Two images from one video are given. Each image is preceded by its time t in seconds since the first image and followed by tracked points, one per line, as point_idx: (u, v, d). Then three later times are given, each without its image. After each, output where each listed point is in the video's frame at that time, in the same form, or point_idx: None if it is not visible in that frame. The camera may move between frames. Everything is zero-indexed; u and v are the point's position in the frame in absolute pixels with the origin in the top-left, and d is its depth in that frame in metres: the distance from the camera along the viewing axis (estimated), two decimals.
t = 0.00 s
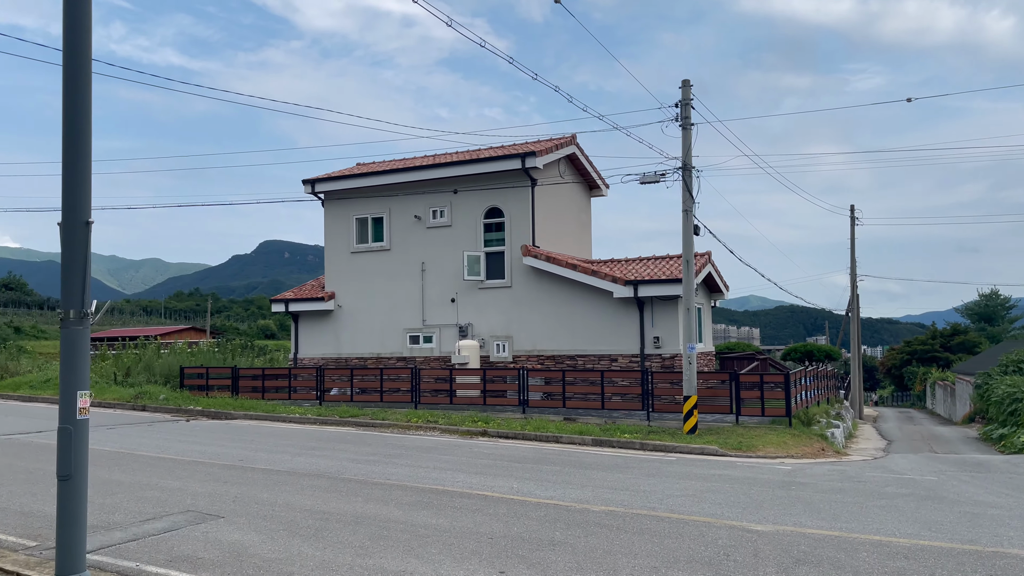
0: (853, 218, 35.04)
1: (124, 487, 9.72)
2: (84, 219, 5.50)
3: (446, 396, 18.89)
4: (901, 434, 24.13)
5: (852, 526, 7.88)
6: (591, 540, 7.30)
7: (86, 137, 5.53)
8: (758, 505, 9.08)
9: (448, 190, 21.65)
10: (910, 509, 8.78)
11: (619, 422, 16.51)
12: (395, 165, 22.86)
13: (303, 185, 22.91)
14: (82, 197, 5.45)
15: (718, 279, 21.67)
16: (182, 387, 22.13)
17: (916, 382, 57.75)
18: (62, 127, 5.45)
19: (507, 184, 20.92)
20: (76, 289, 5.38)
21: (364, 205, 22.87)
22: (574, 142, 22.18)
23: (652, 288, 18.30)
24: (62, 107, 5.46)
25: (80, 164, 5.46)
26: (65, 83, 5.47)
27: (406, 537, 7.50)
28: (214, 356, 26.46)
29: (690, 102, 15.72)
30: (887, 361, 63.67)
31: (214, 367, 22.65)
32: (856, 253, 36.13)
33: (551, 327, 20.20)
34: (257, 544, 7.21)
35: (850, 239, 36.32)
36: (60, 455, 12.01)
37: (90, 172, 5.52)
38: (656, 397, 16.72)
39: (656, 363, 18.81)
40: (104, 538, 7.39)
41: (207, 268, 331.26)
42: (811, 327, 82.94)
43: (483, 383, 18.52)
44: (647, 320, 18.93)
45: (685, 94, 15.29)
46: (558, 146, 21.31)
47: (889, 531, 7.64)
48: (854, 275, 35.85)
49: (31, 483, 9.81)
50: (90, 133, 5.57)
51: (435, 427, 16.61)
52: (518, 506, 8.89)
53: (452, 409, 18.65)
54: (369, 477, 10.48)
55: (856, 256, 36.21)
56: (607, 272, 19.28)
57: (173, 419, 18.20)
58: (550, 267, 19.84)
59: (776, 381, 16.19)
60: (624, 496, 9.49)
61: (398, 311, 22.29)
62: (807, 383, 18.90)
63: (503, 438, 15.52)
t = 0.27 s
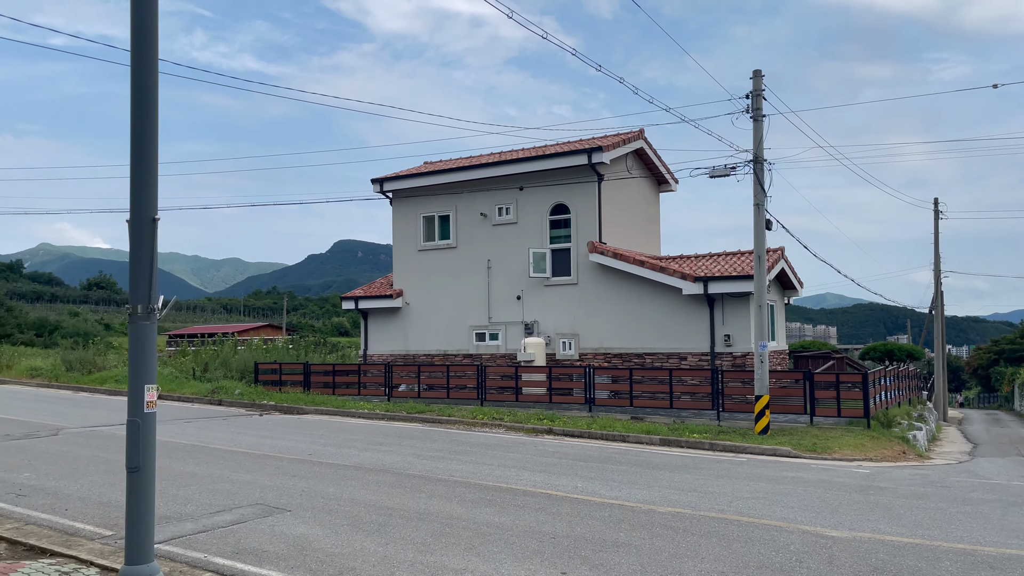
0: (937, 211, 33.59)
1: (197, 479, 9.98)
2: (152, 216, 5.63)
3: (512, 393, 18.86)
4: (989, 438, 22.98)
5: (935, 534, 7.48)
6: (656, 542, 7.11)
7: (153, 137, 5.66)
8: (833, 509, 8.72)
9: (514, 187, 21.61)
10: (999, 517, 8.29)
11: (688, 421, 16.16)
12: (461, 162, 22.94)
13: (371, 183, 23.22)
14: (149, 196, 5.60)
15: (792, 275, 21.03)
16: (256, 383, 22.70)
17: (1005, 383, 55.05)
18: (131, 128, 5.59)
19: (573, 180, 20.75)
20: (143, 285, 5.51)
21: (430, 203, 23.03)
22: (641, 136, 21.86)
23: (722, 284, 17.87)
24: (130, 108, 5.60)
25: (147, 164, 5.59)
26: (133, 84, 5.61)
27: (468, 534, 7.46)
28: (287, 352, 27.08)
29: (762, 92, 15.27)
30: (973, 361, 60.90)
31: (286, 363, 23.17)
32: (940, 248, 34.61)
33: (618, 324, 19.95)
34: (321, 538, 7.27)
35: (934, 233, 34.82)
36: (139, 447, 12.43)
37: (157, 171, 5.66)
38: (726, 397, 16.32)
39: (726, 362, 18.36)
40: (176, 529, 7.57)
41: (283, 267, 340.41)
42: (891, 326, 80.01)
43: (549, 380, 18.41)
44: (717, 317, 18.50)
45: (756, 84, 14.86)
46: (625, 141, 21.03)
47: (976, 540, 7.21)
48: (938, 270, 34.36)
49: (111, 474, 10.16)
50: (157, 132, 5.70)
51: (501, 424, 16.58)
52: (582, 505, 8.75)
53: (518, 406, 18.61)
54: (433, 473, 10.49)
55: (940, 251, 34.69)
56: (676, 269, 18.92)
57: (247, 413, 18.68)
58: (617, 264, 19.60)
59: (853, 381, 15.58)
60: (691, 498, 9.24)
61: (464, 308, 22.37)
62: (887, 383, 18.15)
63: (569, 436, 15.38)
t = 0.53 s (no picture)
0: (1017, 205, 32.08)
1: (257, 474, 10.13)
2: (207, 213, 5.70)
3: (570, 392, 18.71)
4: None
5: (1014, 544, 7.07)
6: (716, 548, 6.88)
7: (208, 134, 5.73)
8: (904, 516, 8.33)
9: (572, 184, 21.44)
10: None
11: (751, 423, 15.75)
12: (519, 160, 22.88)
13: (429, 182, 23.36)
14: (204, 192, 5.66)
15: (860, 273, 20.33)
16: (318, 380, 23.08)
17: None
18: (186, 127, 5.66)
19: (632, 176, 20.48)
20: (198, 281, 5.58)
21: (489, 201, 23.04)
22: (702, 131, 21.44)
23: (787, 282, 17.37)
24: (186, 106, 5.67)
25: (202, 161, 5.67)
26: (188, 83, 5.69)
27: (522, 535, 7.36)
28: (348, 350, 27.46)
29: (828, 83, 14.78)
30: None
31: (347, 360, 23.47)
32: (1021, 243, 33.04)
33: (679, 323, 19.60)
34: (375, 536, 7.28)
35: (1014, 228, 33.26)
36: (204, 442, 12.72)
37: (212, 167, 5.72)
38: (790, 397, 15.87)
39: (791, 362, 17.85)
40: (234, 524, 7.67)
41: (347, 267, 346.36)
42: (967, 325, 76.92)
43: (607, 379, 18.20)
44: (781, 316, 18.00)
45: (822, 75, 14.39)
46: (686, 136, 20.65)
47: None
48: (1018, 267, 32.81)
49: (175, 468, 10.41)
50: (212, 131, 5.77)
51: (558, 424, 16.45)
52: (639, 507, 8.57)
53: (576, 406, 18.46)
54: (488, 472, 10.43)
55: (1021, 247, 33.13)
56: (738, 266, 18.49)
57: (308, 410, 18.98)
58: (677, 261, 19.25)
59: (926, 382, 14.95)
60: (753, 501, 8.96)
61: (522, 307, 22.30)
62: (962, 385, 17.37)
63: (628, 437, 15.15)
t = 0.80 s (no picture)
0: None
1: (310, 471, 10.20)
2: (256, 208, 5.69)
3: (625, 392, 18.44)
4: None
5: None
6: (775, 553, 6.62)
7: (256, 130, 5.72)
8: (977, 523, 7.90)
9: (627, 181, 21.15)
10: None
11: (813, 425, 15.26)
12: (573, 157, 22.68)
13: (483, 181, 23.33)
14: (252, 188, 5.64)
15: (929, 270, 19.56)
16: (373, 378, 23.26)
17: None
18: (235, 123, 5.66)
19: (688, 172, 20.10)
20: (247, 277, 5.57)
21: (543, 199, 22.90)
22: (761, 125, 20.92)
23: (851, 280, 16.80)
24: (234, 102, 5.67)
25: (250, 157, 5.65)
26: (237, 80, 5.68)
27: (573, 536, 7.21)
28: (404, 349, 27.65)
29: (894, 73, 14.22)
30: None
31: (402, 359, 23.60)
32: None
33: (737, 322, 19.15)
34: (425, 535, 7.21)
35: None
36: (260, 439, 12.90)
37: (260, 163, 5.71)
38: (855, 398, 15.36)
39: (856, 362, 17.25)
40: (285, 520, 7.71)
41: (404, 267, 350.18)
42: None
43: (663, 379, 17.88)
44: (845, 315, 17.42)
45: (888, 64, 13.84)
46: (744, 130, 20.18)
47: None
48: None
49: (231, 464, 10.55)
50: (260, 123, 5.76)
51: (613, 424, 16.21)
52: (694, 510, 8.32)
53: (632, 406, 18.18)
54: (540, 472, 10.29)
55: None
56: (799, 263, 17.96)
57: (363, 407, 19.12)
58: (735, 259, 18.81)
59: (1000, 384, 14.26)
60: (814, 506, 8.62)
61: (576, 306, 22.09)
62: None
63: (684, 437, 14.83)
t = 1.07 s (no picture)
0: None
1: (359, 471, 10.25)
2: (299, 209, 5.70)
3: (677, 394, 18.14)
4: None
5: None
6: (832, 562, 6.37)
7: (300, 131, 5.74)
8: None
9: (678, 180, 20.83)
10: None
11: (872, 429, 14.79)
12: (623, 156, 22.45)
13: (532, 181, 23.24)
14: (295, 189, 5.66)
15: (995, 269, 18.81)
16: (424, 379, 23.37)
17: None
18: (278, 125, 5.69)
19: (741, 169, 19.70)
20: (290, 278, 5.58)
21: (592, 199, 22.71)
22: (817, 121, 20.40)
23: (912, 279, 16.23)
24: (278, 104, 5.69)
25: (293, 158, 5.67)
26: (280, 82, 5.71)
27: (621, 541, 7.07)
28: (454, 350, 27.73)
29: (956, 64, 13.68)
30: None
31: (452, 360, 23.65)
32: None
33: (792, 323, 18.67)
34: (470, 538, 7.14)
35: None
36: (311, 439, 13.04)
37: (303, 164, 5.73)
38: (916, 402, 14.81)
39: (918, 364, 16.65)
40: (332, 521, 7.73)
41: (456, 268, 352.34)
42: None
43: (716, 381, 17.53)
44: (905, 315, 16.83)
45: (950, 55, 13.33)
46: (799, 126, 19.69)
47: None
48: None
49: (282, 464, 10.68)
50: (302, 125, 5.77)
51: (664, 426, 15.95)
52: (747, 516, 8.10)
53: (684, 409, 17.87)
54: (589, 475, 10.15)
55: None
56: (857, 262, 17.44)
57: (413, 408, 19.20)
58: (791, 258, 18.35)
59: None
60: (873, 513, 8.31)
61: (627, 306, 21.83)
62: None
63: (737, 441, 14.51)
